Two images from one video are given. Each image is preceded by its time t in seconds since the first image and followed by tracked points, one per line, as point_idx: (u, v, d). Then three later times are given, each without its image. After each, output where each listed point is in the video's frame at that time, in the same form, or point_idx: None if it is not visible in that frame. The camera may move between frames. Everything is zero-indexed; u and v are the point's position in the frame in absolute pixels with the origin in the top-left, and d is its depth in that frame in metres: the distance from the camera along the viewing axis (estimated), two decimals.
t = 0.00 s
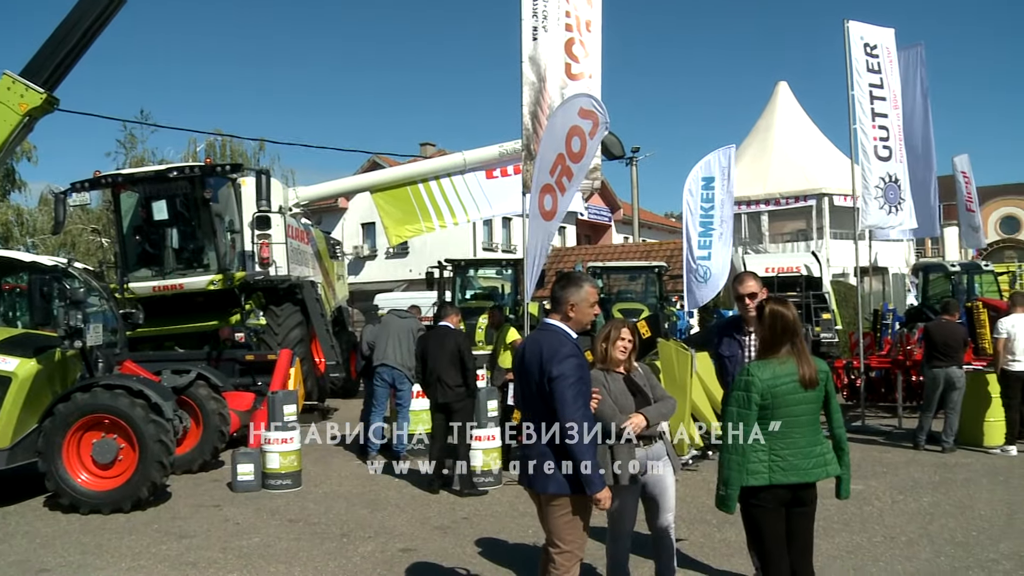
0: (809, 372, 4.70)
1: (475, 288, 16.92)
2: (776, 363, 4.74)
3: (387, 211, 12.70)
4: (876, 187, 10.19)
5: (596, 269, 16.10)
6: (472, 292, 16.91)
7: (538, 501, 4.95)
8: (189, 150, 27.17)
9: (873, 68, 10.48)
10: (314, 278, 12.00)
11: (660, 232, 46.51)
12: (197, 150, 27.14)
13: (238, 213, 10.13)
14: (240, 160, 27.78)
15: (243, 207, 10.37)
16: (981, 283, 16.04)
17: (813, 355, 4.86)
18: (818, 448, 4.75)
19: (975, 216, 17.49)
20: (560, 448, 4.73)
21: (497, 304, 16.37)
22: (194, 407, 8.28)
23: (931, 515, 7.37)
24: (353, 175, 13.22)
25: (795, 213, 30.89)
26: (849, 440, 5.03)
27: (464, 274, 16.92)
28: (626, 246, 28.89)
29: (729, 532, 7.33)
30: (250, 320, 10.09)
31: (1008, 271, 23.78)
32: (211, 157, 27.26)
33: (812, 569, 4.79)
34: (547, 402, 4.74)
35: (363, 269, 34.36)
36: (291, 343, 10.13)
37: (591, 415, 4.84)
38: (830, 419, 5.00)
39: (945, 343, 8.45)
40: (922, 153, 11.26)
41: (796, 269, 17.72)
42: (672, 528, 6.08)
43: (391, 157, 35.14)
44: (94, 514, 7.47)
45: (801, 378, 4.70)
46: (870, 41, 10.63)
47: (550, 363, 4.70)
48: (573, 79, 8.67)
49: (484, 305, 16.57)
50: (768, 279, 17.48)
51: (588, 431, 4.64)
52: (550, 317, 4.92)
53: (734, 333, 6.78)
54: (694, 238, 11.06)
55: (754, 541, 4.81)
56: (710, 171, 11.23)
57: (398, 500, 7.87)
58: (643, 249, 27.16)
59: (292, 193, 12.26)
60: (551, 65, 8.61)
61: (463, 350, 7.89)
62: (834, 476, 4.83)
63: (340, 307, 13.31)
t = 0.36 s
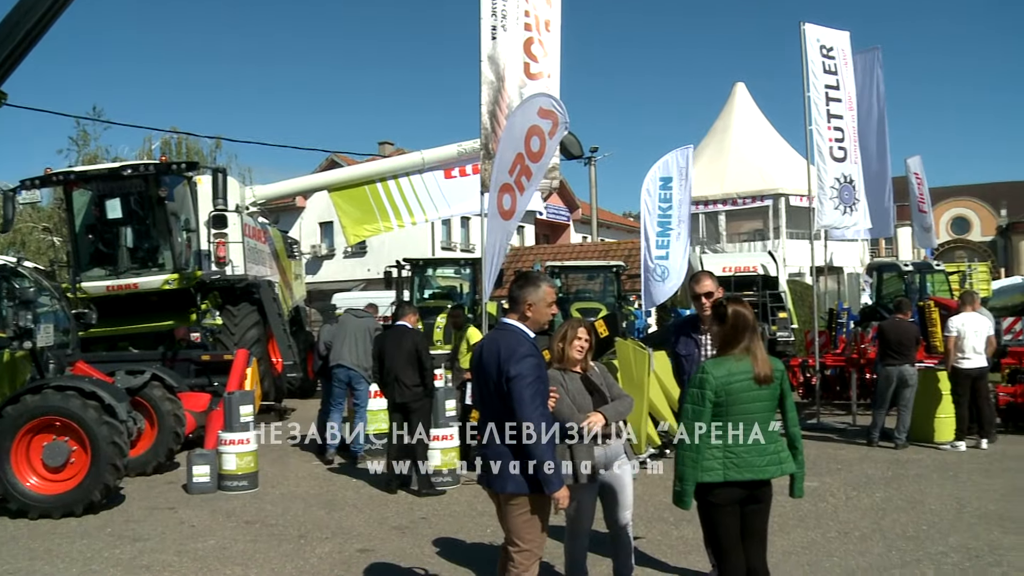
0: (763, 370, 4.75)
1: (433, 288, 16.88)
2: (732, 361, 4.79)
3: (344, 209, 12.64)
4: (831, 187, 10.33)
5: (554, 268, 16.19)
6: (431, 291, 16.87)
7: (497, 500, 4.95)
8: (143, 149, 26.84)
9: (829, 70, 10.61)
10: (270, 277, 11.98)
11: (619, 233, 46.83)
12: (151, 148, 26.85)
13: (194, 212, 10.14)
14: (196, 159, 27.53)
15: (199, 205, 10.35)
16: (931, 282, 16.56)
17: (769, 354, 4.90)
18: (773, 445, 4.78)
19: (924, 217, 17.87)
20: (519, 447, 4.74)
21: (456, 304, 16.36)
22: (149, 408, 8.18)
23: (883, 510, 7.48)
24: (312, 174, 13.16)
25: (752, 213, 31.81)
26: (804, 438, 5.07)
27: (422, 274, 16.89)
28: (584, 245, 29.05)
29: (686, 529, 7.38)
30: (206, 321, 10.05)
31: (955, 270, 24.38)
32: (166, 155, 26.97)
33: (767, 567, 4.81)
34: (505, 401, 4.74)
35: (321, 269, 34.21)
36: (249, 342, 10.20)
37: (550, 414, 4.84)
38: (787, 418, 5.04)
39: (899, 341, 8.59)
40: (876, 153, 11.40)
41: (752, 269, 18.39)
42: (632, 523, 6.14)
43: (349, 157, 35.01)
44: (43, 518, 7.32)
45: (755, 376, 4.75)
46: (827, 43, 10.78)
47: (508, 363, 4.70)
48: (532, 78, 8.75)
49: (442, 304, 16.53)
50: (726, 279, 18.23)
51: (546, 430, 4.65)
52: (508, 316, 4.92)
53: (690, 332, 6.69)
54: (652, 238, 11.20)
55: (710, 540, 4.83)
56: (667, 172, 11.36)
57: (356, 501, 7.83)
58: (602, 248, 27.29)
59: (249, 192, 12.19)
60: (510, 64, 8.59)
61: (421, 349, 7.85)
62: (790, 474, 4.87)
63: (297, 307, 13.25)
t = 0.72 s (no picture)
0: (714, 368, 4.81)
1: (388, 286, 16.82)
2: (684, 360, 4.82)
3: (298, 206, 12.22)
4: (785, 186, 10.46)
5: (509, 266, 16.27)
6: (386, 290, 16.81)
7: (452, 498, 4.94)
8: (91, 144, 26.45)
9: (783, 70, 10.75)
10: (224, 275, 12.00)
11: (573, 231, 47.10)
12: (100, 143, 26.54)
13: (146, 208, 10.09)
14: (148, 154, 27.25)
15: (150, 202, 10.29)
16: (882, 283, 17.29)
17: (717, 352, 4.97)
18: (721, 442, 4.85)
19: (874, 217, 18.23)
20: (475, 445, 4.72)
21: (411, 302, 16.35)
22: (99, 408, 8.05)
23: (835, 505, 7.58)
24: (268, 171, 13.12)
25: (705, 212, 33.44)
26: (748, 436, 5.15)
27: (377, 272, 16.83)
28: (539, 243, 29.18)
29: (640, 526, 7.43)
30: (157, 319, 10.11)
31: (903, 268, 24.96)
32: (116, 150, 26.66)
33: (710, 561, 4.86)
34: (461, 399, 4.71)
35: (276, 267, 34.03)
36: (202, 341, 10.30)
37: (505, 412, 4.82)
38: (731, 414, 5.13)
39: (850, 339, 8.71)
40: (831, 153, 11.57)
41: (707, 267, 18.80)
42: (585, 518, 6.13)
43: (304, 154, 34.77)
44: None
45: (705, 374, 4.80)
46: (781, 44, 10.90)
47: (464, 361, 4.67)
48: (488, 76, 8.66)
49: (397, 302, 16.45)
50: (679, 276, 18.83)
51: (501, 428, 4.64)
52: (464, 314, 4.89)
53: (644, 330, 6.61)
54: (608, 237, 11.34)
55: (657, 537, 4.84)
56: (623, 170, 11.53)
57: (311, 500, 7.78)
58: (558, 245, 27.42)
59: (201, 189, 12.36)
60: (466, 62, 8.61)
61: (376, 348, 7.81)
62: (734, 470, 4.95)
63: (252, 305, 13.18)
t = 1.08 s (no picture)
0: (667, 365, 4.84)
1: (346, 283, 16.75)
2: (637, 358, 4.84)
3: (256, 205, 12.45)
4: (741, 185, 10.59)
5: (467, 264, 16.31)
6: (343, 287, 16.74)
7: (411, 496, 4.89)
8: (40, 139, 25.99)
9: (739, 70, 10.85)
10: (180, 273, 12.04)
11: (530, 229, 47.26)
12: (50, 138, 26.12)
13: (98, 204, 10.07)
14: (99, 149, 26.89)
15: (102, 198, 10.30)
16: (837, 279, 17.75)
17: (670, 349, 5.00)
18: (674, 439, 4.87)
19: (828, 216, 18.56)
20: (434, 443, 4.67)
21: (369, 300, 16.32)
22: (50, 408, 7.90)
23: (790, 501, 7.67)
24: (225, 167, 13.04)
25: (663, 210, 33.84)
26: (701, 434, 5.19)
27: (334, 270, 16.75)
28: (496, 241, 29.26)
29: (598, 523, 7.46)
30: (111, 318, 10.11)
31: (855, 267, 25.41)
32: (66, 145, 26.25)
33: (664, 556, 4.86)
34: (419, 397, 4.65)
35: (232, 264, 33.75)
36: (156, 339, 10.23)
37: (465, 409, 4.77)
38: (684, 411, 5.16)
39: (805, 337, 8.86)
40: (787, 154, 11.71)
41: (664, 265, 19.42)
42: (543, 512, 6.04)
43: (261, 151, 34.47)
44: None
45: (658, 371, 4.83)
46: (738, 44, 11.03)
47: (422, 359, 4.61)
48: (446, 73, 8.66)
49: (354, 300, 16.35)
50: (638, 274, 19.53)
51: (461, 426, 4.59)
52: (421, 312, 4.83)
53: (600, 327, 6.63)
54: (566, 235, 11.45)
55: (611, 534, 4.85)
56: (580, 168, 11.69)
57: (268, 499, 7.73)
58: (515, 244, 27.45)
59: (157, 185, 12.24)
60: (423, 58, 8.59)
61: (333, 345, 7.76)
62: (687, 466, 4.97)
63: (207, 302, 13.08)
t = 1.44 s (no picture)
0: (624, 362, 4.83)
1: (304, 281, 16.65)
2: (594, 354, 4.84)
3: (213, 203, 12.31)
4: (698, 183, 10.72)
5: (426, 262, 16.30)
6: (301, 286, 16.65)
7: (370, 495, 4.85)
8: None
9: (697, 69, 10.96)
10: (135, 270, 11.97)
11: (489, 226, 47.25)
12: None
13: (50, 201, 9.83)
14: (50, 145, 26.49)
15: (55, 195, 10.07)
16: (794, 277, 18.04)
17: (628, 346, 4.99)
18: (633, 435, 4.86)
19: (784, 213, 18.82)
20: (392, 442, 4.63)
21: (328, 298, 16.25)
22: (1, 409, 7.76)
23: (748, 496, 7.75)
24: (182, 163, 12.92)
25: (622, 208, 34.02)
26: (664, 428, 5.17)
27: (292, 267, 16.66)
28: (455, 238, 29.25)
29: (557, 520, 7.49)
30: (65, 316, 9.96)
31: (811, 265, 25.77)
32: (17, 141, 25.81)
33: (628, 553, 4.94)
34: (378, 395, 4.62)
35: (189, 262, 33.42)
36: (111, 337, 10.08)
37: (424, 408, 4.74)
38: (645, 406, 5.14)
39: (763, 334, 8.96)
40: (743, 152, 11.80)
41: (623, 263, 19.60)
42: (503, 510, 6.04)
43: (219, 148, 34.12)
44: None
45: (615, 368, 4.82)
46: (696, 43, 11.11)
47: (381, 357, 4.57)
48: (404, 70, 8.64)
49: (313, 298, 16.25)
50: (598, 271, 19.67)
51: (419, 425, 4.56)
52: (381, 309, 4.78)
53: (558, 325, 6.61)
54: (525, 232, 11.54)
55: (574, 531, 4.88)
56: (539, 165, 11.84)
57: (225, 499, 7.67)
58: (475, 241, 27.46)
59: (111, 181, 12.09)
60: (382, 56, 8.57)
61: (294, 343, 7.71)
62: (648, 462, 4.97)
63: (164, 300, 12.92)
